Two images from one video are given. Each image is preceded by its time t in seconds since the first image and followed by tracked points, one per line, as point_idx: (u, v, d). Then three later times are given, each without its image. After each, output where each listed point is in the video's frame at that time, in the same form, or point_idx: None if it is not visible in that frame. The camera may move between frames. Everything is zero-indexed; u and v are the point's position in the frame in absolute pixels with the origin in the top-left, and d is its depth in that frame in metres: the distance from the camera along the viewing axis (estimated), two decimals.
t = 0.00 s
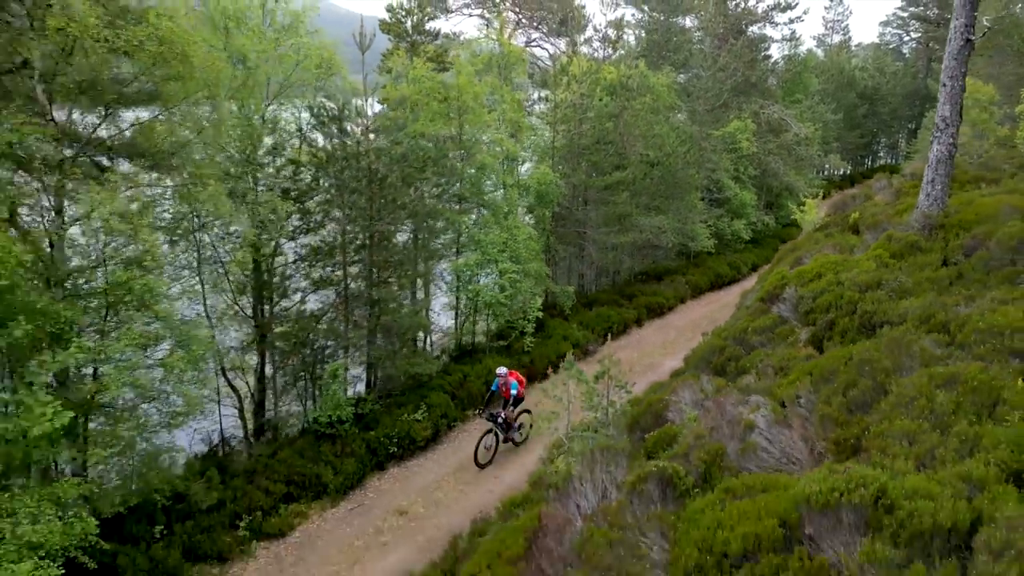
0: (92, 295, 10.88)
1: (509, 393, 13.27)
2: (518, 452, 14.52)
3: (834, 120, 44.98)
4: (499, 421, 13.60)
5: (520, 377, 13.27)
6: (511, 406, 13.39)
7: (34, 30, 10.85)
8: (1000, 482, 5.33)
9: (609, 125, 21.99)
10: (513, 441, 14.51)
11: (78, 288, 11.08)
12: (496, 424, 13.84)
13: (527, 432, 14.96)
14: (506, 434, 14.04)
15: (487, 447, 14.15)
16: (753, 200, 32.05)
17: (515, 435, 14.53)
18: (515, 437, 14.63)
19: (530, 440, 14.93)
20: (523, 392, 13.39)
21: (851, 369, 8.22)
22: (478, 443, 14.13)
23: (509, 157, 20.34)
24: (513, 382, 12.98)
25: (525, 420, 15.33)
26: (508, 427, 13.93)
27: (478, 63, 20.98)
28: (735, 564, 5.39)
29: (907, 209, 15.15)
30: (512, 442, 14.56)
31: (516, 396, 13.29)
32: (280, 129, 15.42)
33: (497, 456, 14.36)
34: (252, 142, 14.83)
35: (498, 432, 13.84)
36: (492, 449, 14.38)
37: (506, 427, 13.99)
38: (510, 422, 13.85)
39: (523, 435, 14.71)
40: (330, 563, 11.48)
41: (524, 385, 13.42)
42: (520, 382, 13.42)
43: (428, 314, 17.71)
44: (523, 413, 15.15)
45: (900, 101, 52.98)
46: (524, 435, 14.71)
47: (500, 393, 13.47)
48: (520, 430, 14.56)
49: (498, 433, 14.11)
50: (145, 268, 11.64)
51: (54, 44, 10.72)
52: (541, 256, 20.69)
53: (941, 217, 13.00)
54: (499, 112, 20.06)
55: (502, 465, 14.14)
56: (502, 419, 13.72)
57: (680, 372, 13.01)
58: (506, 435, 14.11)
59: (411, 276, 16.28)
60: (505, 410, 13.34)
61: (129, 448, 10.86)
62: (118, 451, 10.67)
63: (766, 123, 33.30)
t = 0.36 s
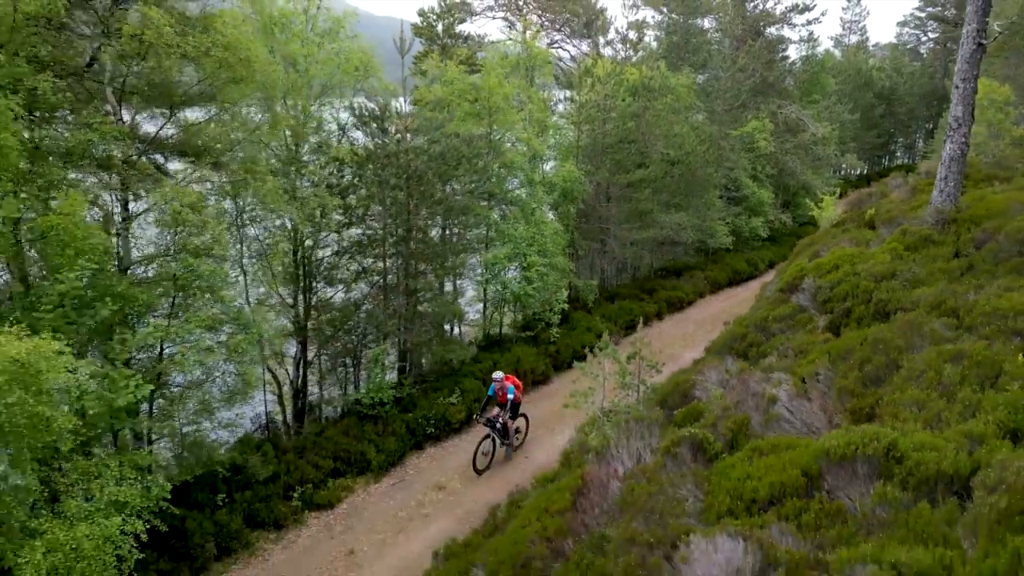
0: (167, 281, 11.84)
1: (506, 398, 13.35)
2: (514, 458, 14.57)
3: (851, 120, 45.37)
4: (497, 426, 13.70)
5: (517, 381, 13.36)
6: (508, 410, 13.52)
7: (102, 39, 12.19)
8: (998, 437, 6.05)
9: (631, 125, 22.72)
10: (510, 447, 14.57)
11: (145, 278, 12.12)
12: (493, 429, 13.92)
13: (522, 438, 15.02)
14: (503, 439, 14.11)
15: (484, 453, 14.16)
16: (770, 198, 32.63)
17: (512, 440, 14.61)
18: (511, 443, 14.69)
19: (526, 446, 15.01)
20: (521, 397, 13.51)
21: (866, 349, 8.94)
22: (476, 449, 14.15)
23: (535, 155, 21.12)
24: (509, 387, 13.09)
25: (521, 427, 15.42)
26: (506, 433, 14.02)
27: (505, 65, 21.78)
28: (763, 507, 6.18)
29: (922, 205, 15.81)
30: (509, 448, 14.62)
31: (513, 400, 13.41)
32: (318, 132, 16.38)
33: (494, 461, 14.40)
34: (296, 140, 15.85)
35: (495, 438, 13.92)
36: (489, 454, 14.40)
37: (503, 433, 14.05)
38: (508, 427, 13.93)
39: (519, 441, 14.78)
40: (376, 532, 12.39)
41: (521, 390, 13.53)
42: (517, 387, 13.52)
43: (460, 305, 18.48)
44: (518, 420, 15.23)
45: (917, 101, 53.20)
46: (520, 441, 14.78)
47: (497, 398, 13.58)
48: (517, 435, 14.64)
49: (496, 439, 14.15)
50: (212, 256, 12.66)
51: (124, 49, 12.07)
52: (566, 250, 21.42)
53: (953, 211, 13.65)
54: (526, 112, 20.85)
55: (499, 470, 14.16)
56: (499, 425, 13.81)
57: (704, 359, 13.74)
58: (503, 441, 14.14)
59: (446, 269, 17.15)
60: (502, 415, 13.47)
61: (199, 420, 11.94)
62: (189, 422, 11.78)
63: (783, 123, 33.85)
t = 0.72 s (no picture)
0: (220, 267, 12.89)
1: (500, 407, 13.00)
2: (509, 469, 14.14)
3: (871, 118, 45.36)
4: (492, 437, 13.30)
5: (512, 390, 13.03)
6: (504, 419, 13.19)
7: (152, 38, 13.41)
8: (1016, 412, 6.45)
9: (654, 121, 23.13)
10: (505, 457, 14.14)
11: (200, 265, 12.98)
12: (489, 440, 13.49)
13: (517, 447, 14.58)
14: (499, 449, 13.67)
15: (479, 465, 13.67)
16: (791, 195, 32.84)
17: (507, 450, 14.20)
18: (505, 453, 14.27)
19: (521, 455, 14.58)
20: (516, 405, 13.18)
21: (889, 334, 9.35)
22: (470, 460, 13.66)
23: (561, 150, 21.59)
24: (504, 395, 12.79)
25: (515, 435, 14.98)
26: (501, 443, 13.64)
27: (531, 63, 22.30)
28: (793, 476, 6.63)
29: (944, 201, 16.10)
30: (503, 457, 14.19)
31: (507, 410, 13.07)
32: (353, 127, 16.74)
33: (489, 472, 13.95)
34: (332, 137, 16.37)
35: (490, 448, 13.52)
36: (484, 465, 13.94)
37: (498, 443, 13.63)
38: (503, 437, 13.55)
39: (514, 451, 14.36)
40: (411, 510, 12.95)
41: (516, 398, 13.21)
42: (512, 395, 13.20)
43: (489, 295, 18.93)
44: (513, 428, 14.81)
45: (938, 99, 52.98)
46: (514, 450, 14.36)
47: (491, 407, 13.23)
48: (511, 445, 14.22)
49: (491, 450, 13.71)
50: (258, 246, 13.28)
51: (177, 48, 13.40)
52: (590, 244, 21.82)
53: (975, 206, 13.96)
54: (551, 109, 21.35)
55: (494, 481, 13.71)
56: (494, 435, 13.41)
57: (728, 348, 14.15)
58: (498, 452, 13.70)
59: (477, 262, 17.66)
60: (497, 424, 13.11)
61: (245, 399, 12.87)
62: (235, 400, 12.72)
63: (804, 120, 34.04)
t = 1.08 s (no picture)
0: (256, 255, 13.16)
1: (491, 421, 12.16)
2: (501, 485, 13.32)
3: (898, 113, 44.82)
4: (481, 451, 12.46)
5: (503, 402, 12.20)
6: (494, 432, 12.35)
7: (189, 30, 14.16)
8: None
9: (679, 115, 23.11)
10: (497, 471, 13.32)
11: (235, 254, 13.19)
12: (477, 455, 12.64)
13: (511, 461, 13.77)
14: (489, 465, 12.81)
15: (468, 482, 12.80)
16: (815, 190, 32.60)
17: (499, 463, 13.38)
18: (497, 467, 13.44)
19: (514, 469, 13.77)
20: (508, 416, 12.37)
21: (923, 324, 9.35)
22: (459, 478, 12.81)
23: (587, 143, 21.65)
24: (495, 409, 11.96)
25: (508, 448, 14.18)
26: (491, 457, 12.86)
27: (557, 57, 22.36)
28: (830, 459, 6.70)
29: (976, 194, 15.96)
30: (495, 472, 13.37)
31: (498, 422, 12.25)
32: (382, 120, 16.64)
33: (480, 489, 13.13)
34: (361, 130, 16.31)
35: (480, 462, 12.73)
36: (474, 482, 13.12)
37: (488, 458, 12.78)
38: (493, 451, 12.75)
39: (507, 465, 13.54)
40: (441, 496, 13.15)
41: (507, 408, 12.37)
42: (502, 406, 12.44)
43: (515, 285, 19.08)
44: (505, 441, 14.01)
45: (965, 94, 52.21)
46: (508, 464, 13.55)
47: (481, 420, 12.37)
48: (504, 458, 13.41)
49: (480, 465, 12.86)
50: (292, 234, 13.53)
51: (214, 41, 14.11)
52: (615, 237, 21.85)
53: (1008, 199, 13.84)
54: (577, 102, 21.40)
55: (485, 499, 12.87)
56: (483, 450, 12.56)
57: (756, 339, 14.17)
58: (488, 467, 12.84)
59: (504, 253, 17.73)
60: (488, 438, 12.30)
61: (279, 383, 13.22)
62: (271, 384, 13.06)
63: (830, 114, 33.75)
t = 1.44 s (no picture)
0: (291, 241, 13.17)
1: (476, 439, 11.03)
2: (489, 510, 12.09)
3: (934, 106, 43.74)
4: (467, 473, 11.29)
5: (490, 418, 11.10)
6: (481, 452, 11.20)
7: (223, 16, 14.05)
8: None
9: (713, 105, 22.68)
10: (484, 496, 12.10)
11: (266, 242, 13.16)
12: (462, 477, 11.44)
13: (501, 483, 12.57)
14: (475, 487, 11.61)
15: (451, 506, 11.58)
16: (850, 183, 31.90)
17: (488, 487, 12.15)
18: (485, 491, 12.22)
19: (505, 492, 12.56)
20: (496, 434, 11.25)
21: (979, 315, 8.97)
22: (440, 500, 11.60)
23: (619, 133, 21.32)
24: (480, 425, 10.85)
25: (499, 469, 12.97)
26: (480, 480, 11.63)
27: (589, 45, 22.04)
28: (889, 453, 6.43)
29: None
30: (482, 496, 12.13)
31: (485, 440, 11.12)
32: (415, 108, 16.58)
33: (464, 514, 11.89)
34: (393, 118, 16.42)
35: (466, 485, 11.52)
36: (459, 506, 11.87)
37: (475, 480, 11.59)
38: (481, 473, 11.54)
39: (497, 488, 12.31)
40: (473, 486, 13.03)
41: (495, 426, 11.25)
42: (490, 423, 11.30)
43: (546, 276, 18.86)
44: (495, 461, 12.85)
45: (1004, 87, 50.84)
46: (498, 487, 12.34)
47: (465, 438, 11.24)
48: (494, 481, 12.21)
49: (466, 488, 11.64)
50: (325, 220, 13.43)
51: (250, 28, 14.02)
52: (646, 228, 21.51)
53: None
54: (609, 92, 21.08)
55: (486, 515, 11.99)
56: (469, 472, 11.38)
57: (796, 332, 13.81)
58: (475, 490, 11.64)
59: (536, 243, 17.46)
60: (474, 458, 11.15)
61: (312, 370, 13.17)
62: (305, 371, 13.05)
63: (865, 106, 32.99)
